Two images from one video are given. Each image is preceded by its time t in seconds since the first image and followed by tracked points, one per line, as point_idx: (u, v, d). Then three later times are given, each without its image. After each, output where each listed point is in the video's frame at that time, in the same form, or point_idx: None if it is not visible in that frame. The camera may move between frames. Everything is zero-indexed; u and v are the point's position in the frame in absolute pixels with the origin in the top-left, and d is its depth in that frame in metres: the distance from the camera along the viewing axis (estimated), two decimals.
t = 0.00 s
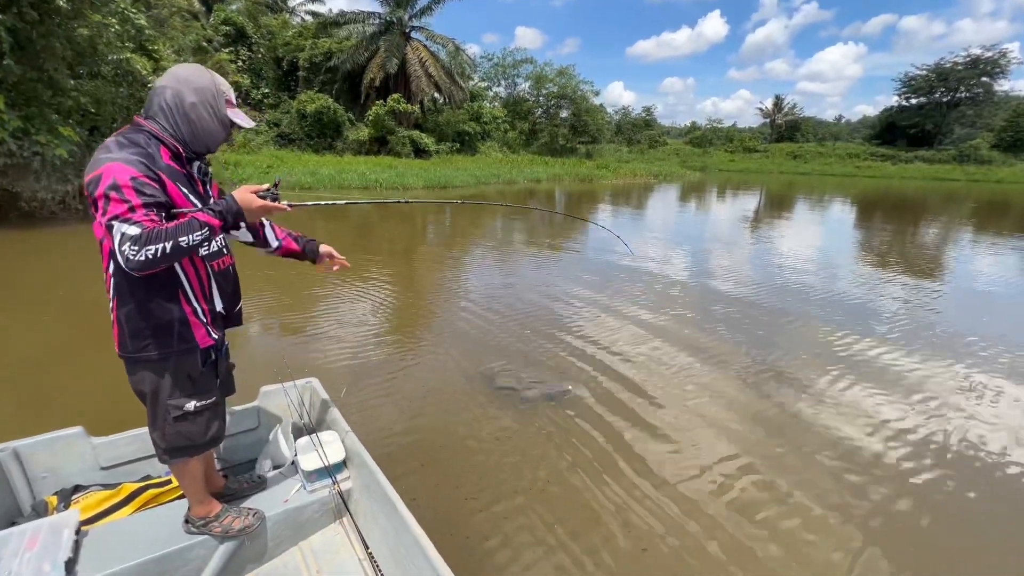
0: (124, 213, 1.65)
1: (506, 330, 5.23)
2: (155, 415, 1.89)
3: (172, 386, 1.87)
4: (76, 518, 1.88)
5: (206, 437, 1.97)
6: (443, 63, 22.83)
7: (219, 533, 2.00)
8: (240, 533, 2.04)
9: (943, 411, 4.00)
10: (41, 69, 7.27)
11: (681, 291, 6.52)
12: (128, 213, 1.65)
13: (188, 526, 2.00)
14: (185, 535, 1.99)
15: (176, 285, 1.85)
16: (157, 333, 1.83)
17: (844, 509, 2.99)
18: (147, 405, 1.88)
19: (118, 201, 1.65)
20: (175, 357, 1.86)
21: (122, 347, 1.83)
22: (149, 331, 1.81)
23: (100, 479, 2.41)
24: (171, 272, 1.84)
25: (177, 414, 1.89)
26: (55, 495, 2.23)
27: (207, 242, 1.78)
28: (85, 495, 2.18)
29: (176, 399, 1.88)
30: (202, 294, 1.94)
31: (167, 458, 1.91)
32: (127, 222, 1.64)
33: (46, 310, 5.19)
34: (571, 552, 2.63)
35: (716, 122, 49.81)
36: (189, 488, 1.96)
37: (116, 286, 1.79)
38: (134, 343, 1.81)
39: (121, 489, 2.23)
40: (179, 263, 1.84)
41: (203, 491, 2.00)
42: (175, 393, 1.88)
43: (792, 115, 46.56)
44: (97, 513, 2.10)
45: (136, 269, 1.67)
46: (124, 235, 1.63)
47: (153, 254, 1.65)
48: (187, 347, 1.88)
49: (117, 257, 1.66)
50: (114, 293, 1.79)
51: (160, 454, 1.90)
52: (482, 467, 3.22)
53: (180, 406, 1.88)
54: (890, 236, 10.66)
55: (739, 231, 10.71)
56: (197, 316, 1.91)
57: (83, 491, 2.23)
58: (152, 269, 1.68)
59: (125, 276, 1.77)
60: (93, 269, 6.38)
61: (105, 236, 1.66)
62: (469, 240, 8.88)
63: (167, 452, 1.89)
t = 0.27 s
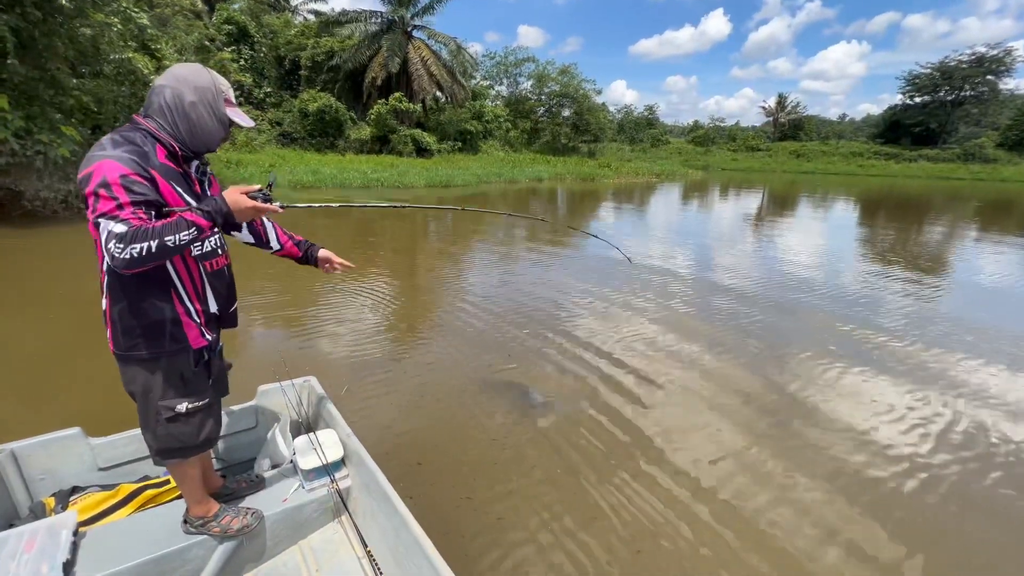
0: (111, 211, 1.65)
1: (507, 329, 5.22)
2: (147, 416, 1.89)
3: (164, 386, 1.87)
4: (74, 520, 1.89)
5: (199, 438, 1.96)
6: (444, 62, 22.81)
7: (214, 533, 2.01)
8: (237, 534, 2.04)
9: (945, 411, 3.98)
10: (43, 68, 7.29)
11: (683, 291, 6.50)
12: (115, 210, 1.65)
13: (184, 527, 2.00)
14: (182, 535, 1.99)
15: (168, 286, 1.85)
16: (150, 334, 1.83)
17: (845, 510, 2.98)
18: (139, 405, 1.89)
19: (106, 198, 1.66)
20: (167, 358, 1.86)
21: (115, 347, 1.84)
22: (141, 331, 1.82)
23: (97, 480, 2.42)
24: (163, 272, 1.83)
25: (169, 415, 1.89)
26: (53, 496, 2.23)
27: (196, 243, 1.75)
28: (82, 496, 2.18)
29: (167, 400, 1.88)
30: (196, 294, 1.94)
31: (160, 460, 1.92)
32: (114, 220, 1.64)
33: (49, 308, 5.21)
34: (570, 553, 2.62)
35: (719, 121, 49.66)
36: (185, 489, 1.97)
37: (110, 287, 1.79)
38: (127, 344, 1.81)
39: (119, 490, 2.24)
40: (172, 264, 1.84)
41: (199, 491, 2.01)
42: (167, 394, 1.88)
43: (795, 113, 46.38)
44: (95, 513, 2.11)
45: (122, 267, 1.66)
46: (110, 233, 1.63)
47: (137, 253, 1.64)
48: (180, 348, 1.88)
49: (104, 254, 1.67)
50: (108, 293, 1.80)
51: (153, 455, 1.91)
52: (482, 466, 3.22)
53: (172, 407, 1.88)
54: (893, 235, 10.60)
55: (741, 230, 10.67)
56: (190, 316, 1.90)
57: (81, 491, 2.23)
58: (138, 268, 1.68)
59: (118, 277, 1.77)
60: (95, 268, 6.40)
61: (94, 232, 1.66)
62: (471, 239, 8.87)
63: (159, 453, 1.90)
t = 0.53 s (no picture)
0: (136, 193, 1.66)
1: (511, 328, 5.22)
2: (148, 415, 1.90)
3: (166, 386, 1.88)
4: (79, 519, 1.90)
5: (200, 438, 1.97)
6: (448, 61, 22.83)
7: (217, 532, 2.01)
8: (240, 533, 2.05)
9: (951, 412, 3.95)
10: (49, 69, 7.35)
11: (687, 290, 6.48)
12: (140, 194, 1.67)
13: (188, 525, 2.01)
14: (187, 534, 2.01)
15: (170, 286, 1.86)
16: (150, 333, 1.84)
17: (849, 511, 2.96)
18: (140, 404, 1.89)
19: (131, 182, 1.67)
20: (168, 358, 1.87)
21: (114, 345, 1.84)
22: (142, 331, 1.82)
23: (101, 479, 2.43)
24: (165, 273, 1.84)
25: (170, 415, 1.89)
26: (57, 495, 2.24)
27: (216, 256, 1.77)
28: (86, 495, 2.19)
29: (168, 400, 1.89)
30: (197, 296, 1.95)
31: (162, 458, 1.92)
32: (139, 202, 1.65)
33: (55, 307, 5.25)
34: (572, 552, 2.62)
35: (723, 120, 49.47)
36: (189, 487, 1.98)
37: (111, 286, 1.80)
38: (129, 342, 1.82)
39: (123, 489, 2.25)
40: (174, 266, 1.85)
41: (202, 490, 2.02)
42: (168, 394, 1.89)
43: (801, 112, 46.11)
44: (99, 512, 2.12)
45: (135, 250, 1.63)
46: (133, 214, 1.63)
47: (156, 240, 1.63)
48: (180, 349, 1.89)
49: (118, 234, 1.64)
50: (110, 292, 1.81)
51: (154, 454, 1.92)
52: (484, 465, 3.22)
53: (173, 407, 1.89)
54: (899, 235, 10.53)
55: (746, 229, 10.63)
56: (190, 317, 1.91)
57: (85, 491, 2.24)
58: (149, 255, 1.65)
59: (121, 276, 1.78)
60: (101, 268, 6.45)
61: (112, 212, 1.65)
62: (474, 239, 8.88)
63: (161, 452, 1.90)
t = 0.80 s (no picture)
0: (181, 183, 1.67)
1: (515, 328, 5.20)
2: (152, 417, 1.92)
3: (170, 387, 1.90)
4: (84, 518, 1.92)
5: (203, 439, 1.99)
6: (454, 61, 22.85)
7: (220, 532, 2.04)
8: (243, 532, 2.07)
9: (961, 413, 3.90)
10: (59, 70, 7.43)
11: (693, 290, 6.43)
12: (185, 184, 1.68)
13: (193, 523, 2.04)
14: (192, 531, 2.02)
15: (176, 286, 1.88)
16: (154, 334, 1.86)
17: (856, 512, 2.93)
18: (145, 406, 1.92)
19: (172, 172, 1.68)
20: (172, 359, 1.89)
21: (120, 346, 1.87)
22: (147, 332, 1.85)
23: (106, 477, 2.46)
24: (171, 273, 1.86)
25: (174, 416, 1.92)
26: (62, 493, 2.27)
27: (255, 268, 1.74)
28: (91, 494, 2.22)
29: (172, 402, 1.91)
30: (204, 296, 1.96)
31: (166, 461, 1.95)
32: (187, 193, 1.67)
33: (64, 307, 5.30)
34: (575, 552, 2.60)
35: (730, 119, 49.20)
36: (194, 488, 2.00)
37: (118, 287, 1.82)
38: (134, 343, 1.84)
39: (128, 487, 2.27)
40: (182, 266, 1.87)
41: (206, 490, 2.03)
42: (172, 395, 1.91)
43: (808, 110, 45.75)
44: (104, 510, 2.14)
45: (186, 237, 1.65)
46: (186, 203, 1.65)
47: (209, 231, 1.65)
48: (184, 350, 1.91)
49: (168, 219, 1.65)
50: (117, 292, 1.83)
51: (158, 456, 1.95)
52: (487, 464, 3.22)
53: (178, 408, 1.91)
54: (908, 234, 10.42)
55: (752, 229, 10.55)
56: (195, 317, 1.92)
57: (90, 489, 2.27)
58: (199, 244, 1.66)
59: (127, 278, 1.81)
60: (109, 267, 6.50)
61: (159, 199, 1.65)
62: (479, 238, 8.87)
63: (165, 455, 1.93)
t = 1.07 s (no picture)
0: (185, 204, 1.70)
1: (520, 326, 5.20)
2: (158, 413, 1.93)
3: (175, 383, 1.92)
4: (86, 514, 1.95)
5: (209, 435, 2.01)
6: (461, 60, 22.89)
7: (225, 527, 2.06)
8: (247, 528, 2.09)
9: (974, 411, 3.82)
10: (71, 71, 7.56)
11: (700, 288, 6.38)
12: (189, 204, 1.71)
13: (197, 520, 2.05)
14: (195, 527, 2.04)
15: (181, 285, 1.90)
16: (161, 331, 1.88)
17: (864, 511, 2.88)
18: (150, 402, 1.93)
19: (177, 189, 1.70)
20: (177, 355, 1.90)
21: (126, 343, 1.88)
22: (153, 329, 1.86)
23: (109, 473, 2.50)
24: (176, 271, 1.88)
25: (180, 412, 1.93)
26: (66, 488, 2.30)
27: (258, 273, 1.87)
28: (94, 489, 2.25)
29: (178, 398, 1.92)
30: (208, 294, 1.98)
31: (173, 457, 1.97)
32: (192, 214, 1.71)
33: (74, 305, 5.38)
34: (575, 549, 2.59)
35: (739, 117, 48.83)
36: (198, 484, 2.01)
37: (124, 285, 1.84)
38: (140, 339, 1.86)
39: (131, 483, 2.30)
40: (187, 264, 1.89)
41: (210, 486, 2.05)
42: (178, 392, 1.92)
43: (819, 108, 45.28)
44: (107, 507, 2.17)
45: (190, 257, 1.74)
46: (190, 226, 1.70)
47: (211, 253, 1.74)
48: (189, 347, 1.92)
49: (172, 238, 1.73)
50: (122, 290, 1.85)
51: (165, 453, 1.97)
52: (489, 462, 3.21)
53: (183, 404, 1.93)
54: (921, 232, 10.27)
55: (761, 227, 10.46)
56: (200, 315, 1.94)
57: (93, 484, 2.30)
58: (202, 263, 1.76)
59: (133, 276, 1.83)
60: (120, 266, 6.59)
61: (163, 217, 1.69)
62: (486, 237, 8.87)
63: (172, 451, 1.95)
